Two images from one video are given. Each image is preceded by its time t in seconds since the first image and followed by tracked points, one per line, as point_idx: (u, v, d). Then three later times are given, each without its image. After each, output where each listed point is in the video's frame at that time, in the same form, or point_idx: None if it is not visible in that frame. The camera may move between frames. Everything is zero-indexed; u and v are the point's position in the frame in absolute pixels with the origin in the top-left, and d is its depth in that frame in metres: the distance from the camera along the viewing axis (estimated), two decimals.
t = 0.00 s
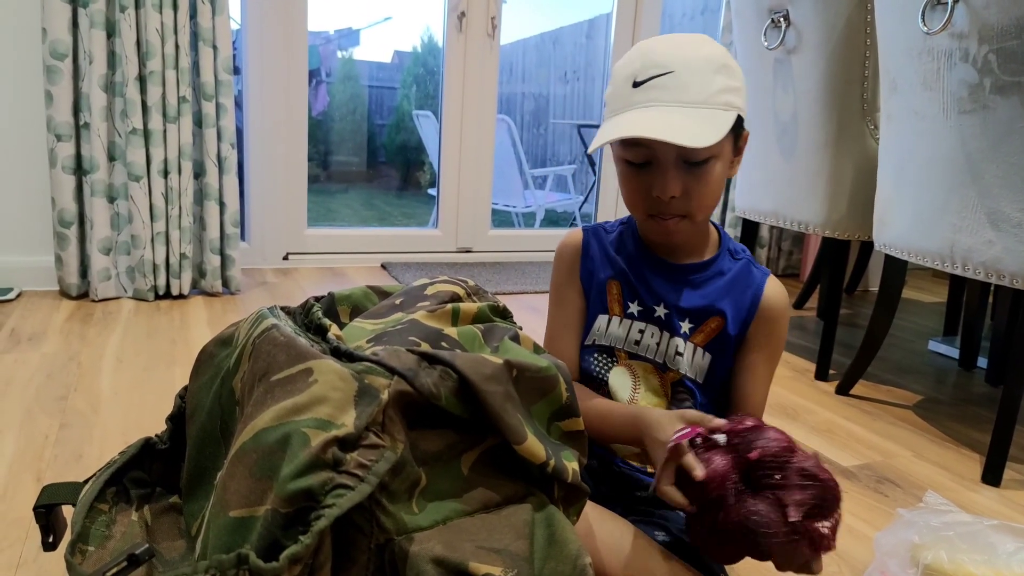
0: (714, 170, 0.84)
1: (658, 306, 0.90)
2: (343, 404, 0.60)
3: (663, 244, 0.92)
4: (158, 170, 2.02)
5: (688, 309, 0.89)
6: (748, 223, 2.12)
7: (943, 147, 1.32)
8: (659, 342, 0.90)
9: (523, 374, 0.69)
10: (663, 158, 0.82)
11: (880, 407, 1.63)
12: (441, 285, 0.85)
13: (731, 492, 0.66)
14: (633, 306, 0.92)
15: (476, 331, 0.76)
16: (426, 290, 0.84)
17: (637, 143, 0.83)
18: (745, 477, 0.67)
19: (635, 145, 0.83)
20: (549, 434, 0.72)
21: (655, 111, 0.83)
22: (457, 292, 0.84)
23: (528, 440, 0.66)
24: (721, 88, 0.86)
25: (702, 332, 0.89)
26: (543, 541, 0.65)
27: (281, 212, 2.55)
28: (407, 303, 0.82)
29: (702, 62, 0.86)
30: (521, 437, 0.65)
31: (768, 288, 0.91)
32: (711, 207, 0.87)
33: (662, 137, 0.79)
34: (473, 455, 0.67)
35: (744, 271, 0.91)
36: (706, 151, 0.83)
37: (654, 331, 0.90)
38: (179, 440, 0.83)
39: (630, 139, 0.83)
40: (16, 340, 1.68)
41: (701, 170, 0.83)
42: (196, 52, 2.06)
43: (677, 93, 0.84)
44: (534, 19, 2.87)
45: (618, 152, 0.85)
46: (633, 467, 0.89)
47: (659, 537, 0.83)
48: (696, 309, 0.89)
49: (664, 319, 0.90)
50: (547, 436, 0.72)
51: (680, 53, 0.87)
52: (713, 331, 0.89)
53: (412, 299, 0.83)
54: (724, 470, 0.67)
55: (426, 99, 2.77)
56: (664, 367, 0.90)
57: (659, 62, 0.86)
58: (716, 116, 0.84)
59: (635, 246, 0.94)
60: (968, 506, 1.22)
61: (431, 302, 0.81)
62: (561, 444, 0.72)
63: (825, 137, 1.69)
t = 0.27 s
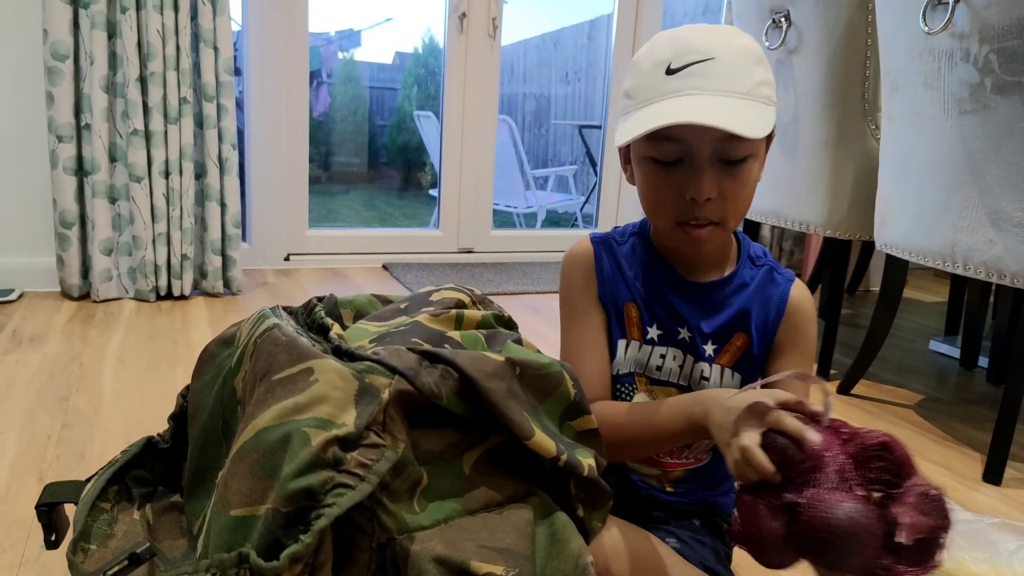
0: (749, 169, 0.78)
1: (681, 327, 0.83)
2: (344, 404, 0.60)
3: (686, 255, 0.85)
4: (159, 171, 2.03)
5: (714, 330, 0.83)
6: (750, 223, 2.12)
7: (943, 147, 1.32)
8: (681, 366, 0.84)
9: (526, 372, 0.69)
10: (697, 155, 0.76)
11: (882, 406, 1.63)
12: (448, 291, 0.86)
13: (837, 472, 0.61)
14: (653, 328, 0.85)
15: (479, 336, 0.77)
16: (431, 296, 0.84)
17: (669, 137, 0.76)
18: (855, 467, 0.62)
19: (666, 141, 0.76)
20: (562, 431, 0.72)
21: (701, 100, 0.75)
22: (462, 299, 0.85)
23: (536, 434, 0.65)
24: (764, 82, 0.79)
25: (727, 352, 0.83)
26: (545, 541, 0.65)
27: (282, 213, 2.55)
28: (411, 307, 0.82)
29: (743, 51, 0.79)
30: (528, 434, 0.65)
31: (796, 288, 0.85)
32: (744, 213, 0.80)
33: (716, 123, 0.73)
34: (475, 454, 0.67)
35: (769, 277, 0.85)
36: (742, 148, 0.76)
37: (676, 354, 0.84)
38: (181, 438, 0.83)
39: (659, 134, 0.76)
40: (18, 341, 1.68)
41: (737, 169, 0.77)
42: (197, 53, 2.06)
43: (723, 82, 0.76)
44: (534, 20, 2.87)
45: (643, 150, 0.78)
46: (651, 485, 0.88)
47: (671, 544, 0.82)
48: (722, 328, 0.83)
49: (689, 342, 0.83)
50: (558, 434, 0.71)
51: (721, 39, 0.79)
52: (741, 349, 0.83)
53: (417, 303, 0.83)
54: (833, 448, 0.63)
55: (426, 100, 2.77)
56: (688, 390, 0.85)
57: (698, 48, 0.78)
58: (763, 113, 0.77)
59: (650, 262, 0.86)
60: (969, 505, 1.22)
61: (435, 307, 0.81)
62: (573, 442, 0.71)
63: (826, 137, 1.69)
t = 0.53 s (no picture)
0: (745, 166, 0.78)
1: (683, 357, 0.82)
2: (342, 402, 0.60)
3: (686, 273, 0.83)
4: (159, 170, 2.02)
5: (717, 360, 0.82)
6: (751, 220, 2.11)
7: (945, 142, 1.32)
8: (686, 397, 0.83)
9: (527, 371, 0.69)
10: (694, 154, 0.75)
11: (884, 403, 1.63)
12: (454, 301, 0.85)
13: (900, 499, 0.52)
14: (655, 358, 0.83)
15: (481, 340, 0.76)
16: (437, 304, 0.84)
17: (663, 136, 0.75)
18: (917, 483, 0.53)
19: (660, 141, 0.76)
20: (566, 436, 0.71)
21: (695, 85, 0.75)
22: (467, 309, 0.84)
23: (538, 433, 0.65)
24: (749, 69, 0.80)
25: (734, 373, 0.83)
26: (546, 541, 0.65)
27: (282, 212, 2.55)
28: (415, 314, 0.82)
29: (722, 44, 0.80)
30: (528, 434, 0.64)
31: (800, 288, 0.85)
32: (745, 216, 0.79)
33: (713, 98, 0.73)
34: (475, 452, 0.67)
35: (767, 291, 0.84)
36: (737, 141, 0.76)
37: (680, 384, 0.83)
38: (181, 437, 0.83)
39: (652, 133, 0.76)
40: (19, 341, 1.68)
41: (733, 166, 0.76)
42: (197, 52, 2.06)
43: (711, 68, 0.77)
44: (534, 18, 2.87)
45: (637, 158, 0.77)
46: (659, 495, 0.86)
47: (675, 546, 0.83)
48: (725, 356, 0.82)
49: (693, 369, 0.82)
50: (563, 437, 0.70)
51: (697, 36, 0.80)
52: (746, 364, 0.83)
53: (422, 311, 0.83)
54: (892, 466, 0.53)
55: (426, 98, 2.77)
56: (694, 421, 0.84)
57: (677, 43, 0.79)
58: (755, 96, 0.77)
59: (646, 290, 0.85)
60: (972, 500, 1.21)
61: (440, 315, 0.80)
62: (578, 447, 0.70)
63: (827, 134, 1.68)
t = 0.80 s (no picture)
0: (695, 192, 0.77)
1: (662, 397, 0.87)
2: (337, 400, 0.60)
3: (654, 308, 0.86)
4: (156, 169, 2.02)
5: (692, 399, 0.86)
6: (750, 218, 2.12)
7: (943, 139, 1.32)
8: (668, 434, 0.88)
9: (522, 373, 0.69)
10: (638, 184, 0.75)
11: (882, 399, 1.63)
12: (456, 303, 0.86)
13: None
14: (635, 398, 0.88)
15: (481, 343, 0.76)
16: (437, 307, 0.84)
17: (604, 167, 0.76)
18: None
19: (602, 173, 0.76)
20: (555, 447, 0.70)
21: (629, 112, 0.74)
22: (467, 310, 0.85)
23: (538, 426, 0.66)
24: (694, 89, 0.79)
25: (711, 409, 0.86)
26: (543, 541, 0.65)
27: (281, 210, 2.55)
28: (414, 314, 0.82)
29: (666, 69, 0.81)
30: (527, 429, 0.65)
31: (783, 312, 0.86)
32: (703, 242, 0.79)
33: (645, 124, 0.73)
34: (471, 451, 0.67)
35: (744, 323, 0.86)
36: (682, 167, 0.76)
37: (660, 421, 0.88)
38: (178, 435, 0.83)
39: (595, 164, 0.76)
40: (17, 340, 1.68)
41: (681, 193, 0.76)
42: (194, 49, 2.06)
43: (648, 92, 0.77)
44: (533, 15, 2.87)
45: (584, 191, 0.78)
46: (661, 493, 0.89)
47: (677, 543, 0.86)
48: (699, 395, 0.86)
49: (671, 408, 0.87)
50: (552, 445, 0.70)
51: (637, 62, 0.81)
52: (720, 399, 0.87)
53: (421, 311, 0.83)
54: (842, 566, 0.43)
55: (425, 96, 2.77)
56: (678, 455, 0.89)
57: (616, 72, 0.79)
58: (698, 117, 0.77)
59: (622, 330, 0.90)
60: (970, 496, 1.21)
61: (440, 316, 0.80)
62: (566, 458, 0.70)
63: (826, 131, 1.68)
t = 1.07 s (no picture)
0: (659, 214, 0.75)
1: (637, 419, 0.84)
2: (310, 403, 0.59)
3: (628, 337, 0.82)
4: (155, 166, 2.02)
5: (663, 423, 0.83)
6: (748, 215, 2.11)
7: (942, 134, 1.32)
8: (647, 452, 0.86)
9: (502, 377, 0.70)
10: (598, 208, 0.74)
11: (880, 395, 1.63)
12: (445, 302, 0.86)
13: None
14: (612, 417, 0.85)
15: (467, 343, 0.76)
16: (426, 305, 0.84)
17: (564, 193, 0.74)
18: None
19: (562, 199, 0.75)
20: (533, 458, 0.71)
21: (581, 137, 0.73)
22: (456, 308, 0.85)
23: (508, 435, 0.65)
24: (654, 108, 0.77)
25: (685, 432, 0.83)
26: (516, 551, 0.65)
27: (280, 207, 2.55)
28: (402, 313, 0.82)
29: (626, 88, 0.79)
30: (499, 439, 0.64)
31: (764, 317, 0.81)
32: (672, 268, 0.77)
33: (595, 149, 0.71)
34: (451, 453, 0.67)
35: (711, 343, 0.79)
36: (643, 189, 0.74)
37: (639, 439, 0.86)
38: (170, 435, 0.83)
39: (556, 189, 0.75)
40: (15, 337, 1.68)
41: (644, 216, 0.74)
42: (192, 46, 2.05)
43: (603, 114, 0.75)
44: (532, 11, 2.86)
45: (548, 218, 0.76)
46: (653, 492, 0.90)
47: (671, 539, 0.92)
48: (670, 420, 0.82)
49: (647, 429, 0.84)
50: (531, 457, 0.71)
51: (596, 83, 0.79)
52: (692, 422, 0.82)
53: (408, 311, 0.83)
54: None
55: (424, 93, 2.77)
56: (657, 471, 0.87)
57: (573, 93, 0.78)
58: (659, 136, 0.75)
59: (596, 346, 0.86)
60: (968, 492, 1.21)
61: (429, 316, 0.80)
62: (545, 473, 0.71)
63: (825, 127, 1.68)
